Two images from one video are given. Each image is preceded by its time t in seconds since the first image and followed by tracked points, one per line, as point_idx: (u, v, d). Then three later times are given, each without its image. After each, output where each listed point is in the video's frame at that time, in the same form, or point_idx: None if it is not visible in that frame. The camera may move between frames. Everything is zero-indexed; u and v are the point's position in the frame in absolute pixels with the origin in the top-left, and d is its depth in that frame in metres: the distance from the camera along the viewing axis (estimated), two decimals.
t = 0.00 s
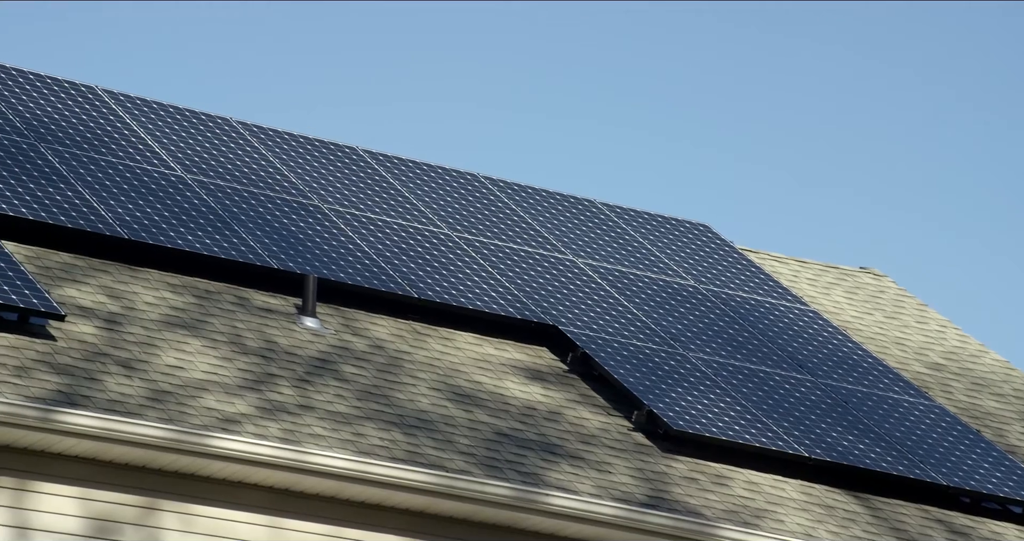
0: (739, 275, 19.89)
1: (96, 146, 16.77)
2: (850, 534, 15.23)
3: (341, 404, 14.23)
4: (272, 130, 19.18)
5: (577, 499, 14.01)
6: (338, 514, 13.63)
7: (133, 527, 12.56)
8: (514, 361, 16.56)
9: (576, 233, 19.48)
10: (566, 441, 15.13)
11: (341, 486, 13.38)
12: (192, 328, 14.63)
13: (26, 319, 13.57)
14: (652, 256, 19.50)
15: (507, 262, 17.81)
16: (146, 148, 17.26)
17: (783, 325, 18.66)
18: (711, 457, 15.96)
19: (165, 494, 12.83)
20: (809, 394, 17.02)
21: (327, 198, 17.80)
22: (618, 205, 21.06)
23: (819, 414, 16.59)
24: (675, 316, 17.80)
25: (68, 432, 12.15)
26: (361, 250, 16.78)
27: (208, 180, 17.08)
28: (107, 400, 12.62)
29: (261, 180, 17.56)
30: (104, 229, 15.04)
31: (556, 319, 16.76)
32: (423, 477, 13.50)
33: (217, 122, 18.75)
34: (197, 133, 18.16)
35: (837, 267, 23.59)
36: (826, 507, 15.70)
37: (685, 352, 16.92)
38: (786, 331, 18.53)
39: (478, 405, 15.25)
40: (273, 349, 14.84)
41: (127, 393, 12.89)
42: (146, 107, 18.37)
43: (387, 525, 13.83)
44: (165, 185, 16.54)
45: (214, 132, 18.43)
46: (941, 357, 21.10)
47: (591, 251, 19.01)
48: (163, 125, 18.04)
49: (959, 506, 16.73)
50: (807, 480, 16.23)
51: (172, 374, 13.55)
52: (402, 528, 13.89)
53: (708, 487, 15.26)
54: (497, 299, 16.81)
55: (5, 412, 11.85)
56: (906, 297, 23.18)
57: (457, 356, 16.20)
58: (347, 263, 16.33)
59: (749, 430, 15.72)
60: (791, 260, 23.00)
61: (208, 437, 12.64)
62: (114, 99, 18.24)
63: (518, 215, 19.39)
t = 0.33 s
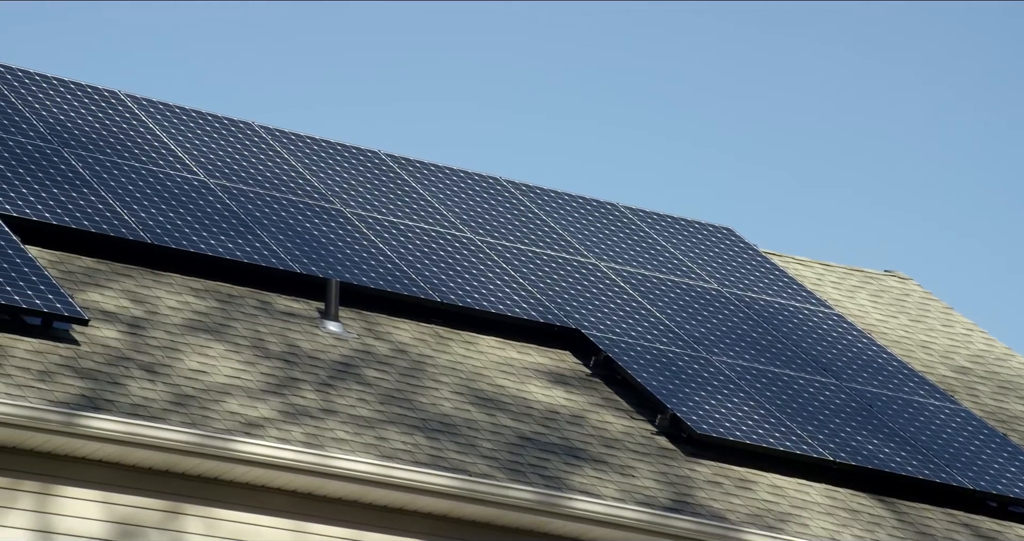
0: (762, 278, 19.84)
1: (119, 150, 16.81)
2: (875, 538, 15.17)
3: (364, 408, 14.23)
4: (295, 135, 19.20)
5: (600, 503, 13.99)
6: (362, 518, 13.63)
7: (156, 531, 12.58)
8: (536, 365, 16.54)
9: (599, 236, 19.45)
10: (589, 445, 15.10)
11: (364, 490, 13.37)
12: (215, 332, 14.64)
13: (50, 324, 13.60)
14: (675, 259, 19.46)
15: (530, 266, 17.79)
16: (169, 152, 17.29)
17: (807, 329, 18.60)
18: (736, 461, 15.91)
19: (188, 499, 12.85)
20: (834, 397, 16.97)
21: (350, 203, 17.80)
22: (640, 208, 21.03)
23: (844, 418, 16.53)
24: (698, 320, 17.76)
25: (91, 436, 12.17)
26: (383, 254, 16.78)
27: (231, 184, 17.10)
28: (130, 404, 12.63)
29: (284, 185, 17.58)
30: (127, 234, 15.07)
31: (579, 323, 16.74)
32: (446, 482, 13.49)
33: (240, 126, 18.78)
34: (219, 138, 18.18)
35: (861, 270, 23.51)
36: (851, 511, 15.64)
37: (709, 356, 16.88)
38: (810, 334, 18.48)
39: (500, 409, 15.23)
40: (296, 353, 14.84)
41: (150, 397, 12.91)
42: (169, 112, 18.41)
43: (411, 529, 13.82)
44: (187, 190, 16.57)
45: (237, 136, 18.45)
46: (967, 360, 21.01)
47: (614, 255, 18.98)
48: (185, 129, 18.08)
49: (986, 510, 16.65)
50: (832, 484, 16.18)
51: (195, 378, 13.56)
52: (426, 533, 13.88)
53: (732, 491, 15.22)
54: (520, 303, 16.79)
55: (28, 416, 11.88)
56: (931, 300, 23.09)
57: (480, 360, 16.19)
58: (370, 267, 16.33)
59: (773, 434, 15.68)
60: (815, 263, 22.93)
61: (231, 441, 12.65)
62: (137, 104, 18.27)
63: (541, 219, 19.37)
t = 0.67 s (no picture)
0: (784, 284, 19.79)
1: (141, 157, 16.85)
2: None
3: (385, 415, 14.23)
4: (316, 141, 19.22)
5: (622, 510, 13.97)
6: (383, 525, 13.63)
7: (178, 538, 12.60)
8: (558, 372, 16.52)
9: (620, 242, 19.43)
10: (611, 452, 15.08)
11: (386, 496, 13.37)
12: (237, 339, 14.66)
13: (73, 331, 13.63)
14: (697, 265, 19.43)
15: (551, 272, 17.79)
16: (191, 159, 17.32)
17: (830, 335, 18.56)
18: (758, 468, 15.87)
19: (210, 505, 12.86)
20: (857, 404, 16.92)
21: (371, 209, 17.81)
22: (661, 214, 21.01)
23: (867, 425, 16.48)
24: (720, 326, 17.72)
25: (113, 443, 12.19)
26: (404, 261, 16.79)
27: (252, 191, 17.12)
28: (152, 411, 12.66)
29: (305, 191, 17.59)
30: (148, 241, 15.10)
31: (600, 329, 16.72)
32: (467, 488, 13.48)
33: (261, 133, 18.81)
34: (240, 145, 18.21)
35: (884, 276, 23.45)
36: (874, 518, 15.59)
37: (731, 362, 16.85)
38: (833, 341, 18.43)
39: (522, 416, 15.22)
40: (317, 360, 14.85)
41: (172, 404, 12.92)
42: (190, 119, 18.45)
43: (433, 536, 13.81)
44: (209, 197, 16.60)
45: (258, 143, 18.48)
46: (991, 367, 20.94)
47: (636, 261, 18.96)
48: (207, 136, 18.11)
49: (1010, 517, 16.57)
50: (856, 490, 16.12)
51: (216, 385, 13.58)
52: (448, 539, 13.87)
53: (755, 498, 15.18)
54: (541, 310, 16.78)
55: (50, 423, 11.90)
56: (955, 306, 23.02)
57: (501, 366, 16.18)
58: (390, 274, 16.34)
59: (795, 440, 15.64)
60: (837, 269, 22.88)
61: (253, 447, 12.66)
62: (158, 111, 18.31)
63: (562, 225, 19.36)
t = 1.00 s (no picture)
0: (806, 289, 19.75)
1: (162, 164, 16.89)
2: None
3: (406, 420, 14.24)
4: (336, 148, 19.24)
5: (644, 516, 13.94)
6: (405, 531, 13.63)
7: None
8: (579, 377, 16.51)
9: (641, 248, 19.41)
10: (632, 457, 15.06)
11: (407, 502, 13.37)
12: (258, 345, 14.68)
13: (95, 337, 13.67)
14: (718, 270, 19.40)
15: (572, 278, 17.77)
16: (212, 166, 17.36)
17: (852, 340, 18.51)
18: (781, 474, 15.84)
19: (232, 512, 12.89)
20: (880, 409, 16.87)
21: (391, 215, 17.82)
22: (682, 219, 20.98)
23: (891, 430, 16.43)
24: (742, 331, 17.69)
25: (134, 449, 12.21)
26: (425, 267, 16.79)
27: (273, 197, 17.15)
28: (174, 417, 12.68)
29: (326, 198, 17.61)
30: (170, 248, 15.13)
31: (621, 335, 16.71)
32: (488, 494, 13.48)
33: (281, 140, 18.84)
34: (261, 151, 18.24)
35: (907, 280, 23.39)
36: (898, 523, 15.54)
37: (753, 368, 16.82)
38: (855, 346, 18.38)
39: (543, 421, 15.21)
40: (338, 365, 14.86)
41: (193, 410, 12.94)
42: (211, 126, 18.49)
43: None
44: (230, 203, 16.63)
45: (279, 149, 18.51)
46: (1015, 372, 20.86)
47: (657, 266, 18.94)
48: (227, 143, 18.15)
49: None
50: (879, 496, 16.08)
51: (238, 391, 13.60)
52: None
53: (777, 504, 15.14)
54: (562, 315, 16.77)
55: (72, 429, 11.93)
56: (978, 311, 22.95)
57: (522, 372, 16.17)
58: (411, 280, 16.35)
59: (818, 446, 15.60)
60: (860, 274, 22.83)
61: (274, 453, 12.68)
62: (179, 118, 18.35)
63: (583, 231, 19.34)
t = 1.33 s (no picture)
0: (830, 293, 19.70)
1: (185, 169, 16.92)
2: None
3: (429, 425, 14.23)
4: (359, 152, 19.25)
5: (668, 520, 13.91)
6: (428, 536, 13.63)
7: None
8: (602, 382, 16.49)
9: (664, 252, 19.38)
10: (656, 462, 15.03)
11: (431, 507, 13.37)
12: (281, 350, 14.70)
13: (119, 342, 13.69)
14: (742, 274, 19.36)
15: (595, 282, 17.76)
16: (234, 171, 17.38)
17: (877, 344, 18.46)
18: (807, 478, 15.79)
19: (256, 517, 12.90)
20: (906, 413, 16.81)
21: (414, 220, 17.82)
22: (705, 223, 20.95)
23: (917, 435, 16.37)
24: (766, 335, 17.66)
25: (158, 454, 12.23)
26: (448, 271, 16.79)
27: (296, 202, 17.16)
28: (197, 422, 12.69)
29: (349, 202, 17.62)
30: (193, 253, 15.16)
31: (645, 339, 16.68)
32: (511, 499, 13.47)
33: (304, 144, 18.86)
34: (284, 156, 18.26)
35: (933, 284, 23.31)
36: (924, 528, 15.48)
37: (777, 372, 16.78)
38: (880, 349, 18.33)
39: (567, 426, 15.19)
40: (361, 370, 14.87)
41: (217, 414, 12.96)
42: (234, 131, 18.52)
43: None
44: (253, 208, 16.65)
45: (301, 154, 18.53)
46: None
47: (680, 270, 18.91)
48: (250, 148, 18.17)
49: None
50: (907, 501, 16.02)
51: (261, 396, 13.61)
52: None
53: (803, 508, 15.10)
54: (585, 319, 16.75)
55: (97, 434, 11.96)
56: (1005, 315, 22.85)
57: (546, 376, 16.16)
58: (435, 284, 16.34)
59: (842, 450, 15.56)
60: (885, 278, 22.76)
61: (298, 458, 12.69)
62: (202, 123, 18.39)
63: (606, 235, 19.32)
